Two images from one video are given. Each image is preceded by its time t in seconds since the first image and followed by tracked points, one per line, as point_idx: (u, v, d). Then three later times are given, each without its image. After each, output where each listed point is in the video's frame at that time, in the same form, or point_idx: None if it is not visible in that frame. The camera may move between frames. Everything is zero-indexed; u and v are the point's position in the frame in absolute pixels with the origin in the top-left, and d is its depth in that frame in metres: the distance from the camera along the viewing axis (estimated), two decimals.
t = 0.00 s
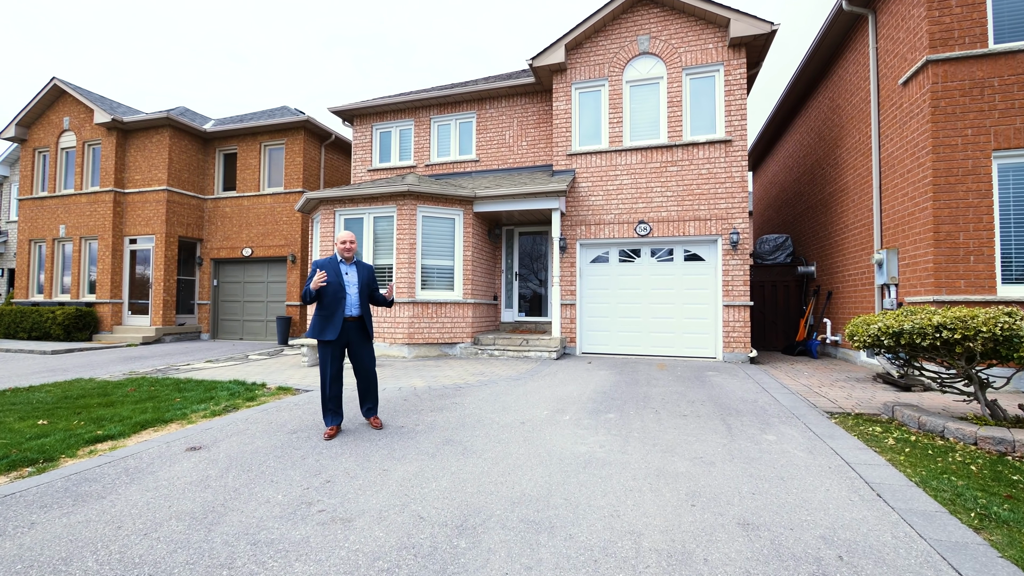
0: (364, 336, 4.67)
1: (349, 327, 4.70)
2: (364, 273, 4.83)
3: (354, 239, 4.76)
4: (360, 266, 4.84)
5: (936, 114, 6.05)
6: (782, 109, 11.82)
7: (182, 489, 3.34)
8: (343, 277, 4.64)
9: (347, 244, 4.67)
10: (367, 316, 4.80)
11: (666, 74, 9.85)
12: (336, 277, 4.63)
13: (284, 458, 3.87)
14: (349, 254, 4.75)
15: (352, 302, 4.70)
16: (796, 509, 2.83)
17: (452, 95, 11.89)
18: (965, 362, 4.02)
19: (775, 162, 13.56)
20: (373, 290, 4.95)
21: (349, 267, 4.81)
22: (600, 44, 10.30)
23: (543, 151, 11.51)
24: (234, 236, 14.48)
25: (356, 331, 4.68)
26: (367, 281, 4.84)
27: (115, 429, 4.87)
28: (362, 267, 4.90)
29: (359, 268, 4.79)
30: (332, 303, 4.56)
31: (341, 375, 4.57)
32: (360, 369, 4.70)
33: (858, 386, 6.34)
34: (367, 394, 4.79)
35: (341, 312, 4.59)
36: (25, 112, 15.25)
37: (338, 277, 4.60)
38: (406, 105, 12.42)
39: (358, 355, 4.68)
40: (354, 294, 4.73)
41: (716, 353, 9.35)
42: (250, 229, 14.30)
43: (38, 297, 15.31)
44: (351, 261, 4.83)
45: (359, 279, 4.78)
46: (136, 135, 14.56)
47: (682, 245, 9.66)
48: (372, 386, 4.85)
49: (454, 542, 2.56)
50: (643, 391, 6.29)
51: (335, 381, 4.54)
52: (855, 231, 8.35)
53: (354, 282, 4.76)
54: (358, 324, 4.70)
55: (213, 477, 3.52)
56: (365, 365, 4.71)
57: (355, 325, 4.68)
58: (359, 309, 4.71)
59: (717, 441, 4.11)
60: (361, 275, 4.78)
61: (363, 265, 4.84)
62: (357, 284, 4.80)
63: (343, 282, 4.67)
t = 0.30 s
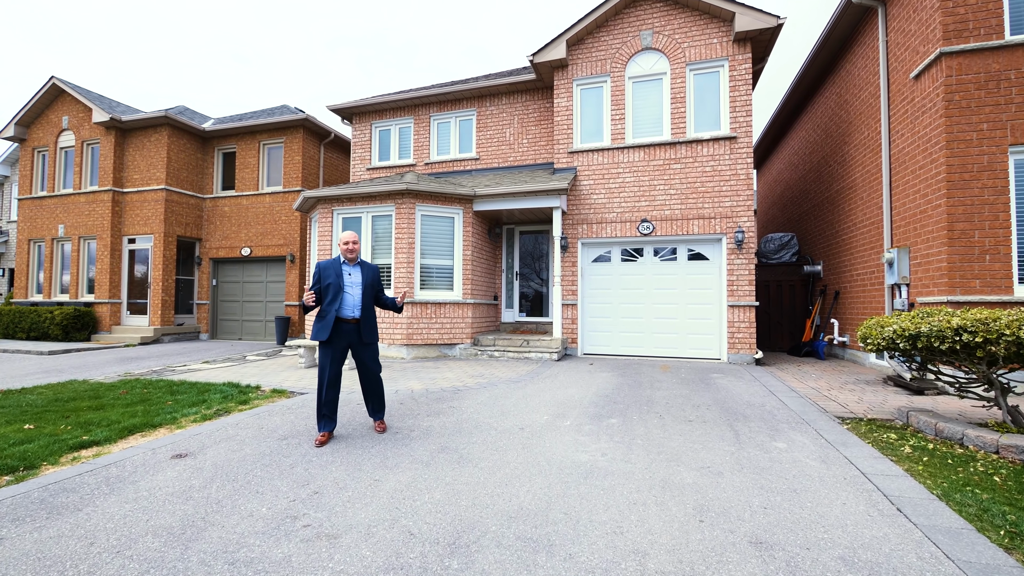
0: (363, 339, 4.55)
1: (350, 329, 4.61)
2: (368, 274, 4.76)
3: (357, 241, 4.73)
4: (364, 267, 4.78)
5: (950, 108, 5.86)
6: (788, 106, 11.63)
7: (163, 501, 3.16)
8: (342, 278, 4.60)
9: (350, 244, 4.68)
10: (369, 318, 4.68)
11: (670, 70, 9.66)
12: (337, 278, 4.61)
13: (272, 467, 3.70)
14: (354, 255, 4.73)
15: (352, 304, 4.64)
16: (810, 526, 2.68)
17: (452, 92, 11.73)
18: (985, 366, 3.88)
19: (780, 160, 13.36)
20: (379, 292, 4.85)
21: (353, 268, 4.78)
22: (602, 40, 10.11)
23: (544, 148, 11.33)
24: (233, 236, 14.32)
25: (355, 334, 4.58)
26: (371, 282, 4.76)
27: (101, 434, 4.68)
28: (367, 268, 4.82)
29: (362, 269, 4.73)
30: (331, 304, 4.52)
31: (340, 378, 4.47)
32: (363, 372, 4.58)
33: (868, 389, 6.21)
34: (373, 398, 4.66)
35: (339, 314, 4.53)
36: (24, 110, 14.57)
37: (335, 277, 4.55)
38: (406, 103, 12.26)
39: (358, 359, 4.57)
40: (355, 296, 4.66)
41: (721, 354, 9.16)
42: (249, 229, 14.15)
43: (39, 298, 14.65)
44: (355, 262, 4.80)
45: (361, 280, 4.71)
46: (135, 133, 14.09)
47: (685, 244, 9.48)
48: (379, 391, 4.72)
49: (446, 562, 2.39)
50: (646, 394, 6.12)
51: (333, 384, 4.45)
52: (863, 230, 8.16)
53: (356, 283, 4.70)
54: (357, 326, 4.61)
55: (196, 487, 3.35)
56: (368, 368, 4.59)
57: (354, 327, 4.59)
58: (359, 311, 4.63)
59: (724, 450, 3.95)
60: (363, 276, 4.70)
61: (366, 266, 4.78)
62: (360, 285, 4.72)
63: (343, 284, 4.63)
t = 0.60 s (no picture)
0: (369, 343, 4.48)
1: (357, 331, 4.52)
2: (378, 277, 4.67)
3: (369, 242, 4.63)
4: (375, 269, 4.69)
5: (966, 101, 5.73)
6: (794, 103, 11.52)
7: (143, 513, 3.00)
8: (352, 281, 4.50)
9: (362, 246, 4.59)
10: (378, 322, 4.60)
11: (674, 65, 9.48)
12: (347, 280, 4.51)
13: (260, 475, 3.54)
14: (365, 257, 4.64)
15: (361, 306, 4.54)
16: (827, 544, 2.53)
17: (452, 89, 11.58)
18: (1007, 371, 3.73)
19: (785, 158, 13.21)
20: (388, 295, 4.76)
21: (363, 270, 4.68)
22: (605, 35, 9.93)
23: (545, 146, 11.16)
24: (232, 235, 14.20)
25: (362, 337, 4.49)
26: (381, 285, 4.67)
27: (88, 439, 4.51)
28: (378, 270, 4.72)
29: (372, 272, 4.64)
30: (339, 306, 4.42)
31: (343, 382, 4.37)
32: (367, 376, 4.51)
33: (880, 393, 6.09)
34: (373, 400, 4.59)
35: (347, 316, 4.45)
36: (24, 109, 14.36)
37: (346, 279, 4.45)
38: (405, 101, 12.12)
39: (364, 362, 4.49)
40: (364, 299, 4.57)
41: (727, 355, 8.98)
42: (248, 228, 14.04)
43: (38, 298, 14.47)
44: (365, 264, 4.70)
45: (371, 283, 4.62)
46: (134, 132, 13.94)
47: (689, 243, 9.30)
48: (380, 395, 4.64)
49: None
50: (650, 398, 5.96)
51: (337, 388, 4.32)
52: (873, 228, 8.06)
53: (366, 286, 4.61)
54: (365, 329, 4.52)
55: (180, 498, 3.19)
56: (372, 372, 4.52)
57: (361, 330, 4.50)
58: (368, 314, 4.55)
59: (733, 459, 3.80)
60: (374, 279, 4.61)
61: (377, 269, 4.69)
62: (369, 287, 4.63)
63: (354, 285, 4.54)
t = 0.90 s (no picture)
0: (370, 345, 4.35)
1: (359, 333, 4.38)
2: (383, 278, 4.51)
3: (374, 242, 4.47)
4: (380, 270, 4.54)
5: (982, 95, 5.66)
6: (799, 101, 11.50)
7: (122, 524, 2.85)
8: (355, 281, 4.37)
9: (367, 246, 4.44)
10: (380, 324, 4.45)
11: (678, 61, 9.31)
12: (350, 280, 4.37)
13: (247, 483, 3.39)
14: (370, 257, 4.49)
15: (364, 307, 4.40)
16: (844, 561, 2.37)
17: (453, 87, 11.43)
18: None
19: (791, 156, 13.10)
20: (393, 296, 4.60)
21: (368, 270, 4.53)
22: (608, 30, 9.76)
23: (547, 144, 11.01)
24: (232, 235, 14.10)
25: (364, 339, 4.36)
26: (386, 286, 4.51)
27: (74, 443, 4.36)
28: (383, 270, 4.55)
29: (377, 272, 4.48)
30: (341, 307, 4.29)
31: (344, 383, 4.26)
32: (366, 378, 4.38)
33: (892, 397, 5.96)
34: (369, 404, 4.39)
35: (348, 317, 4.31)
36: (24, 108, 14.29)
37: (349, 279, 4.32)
38: (406, 98, 11.98)
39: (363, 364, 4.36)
40: (367, 300, 4.43)
41: (732, 356, 8.81)
42: (248, 227, 13.94)
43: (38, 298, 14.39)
44: (370, 264, 4.55)
45: (375, 284, 4.46)
46: (134, 131, 13.84)
47: (694, 242, 9.12)
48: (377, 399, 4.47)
49: None
50: (654, 401, 5.81)
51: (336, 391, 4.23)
52: (884, 226, 8.08)
53: (370, 287, 4.46)
54: (367, 330, 4.38)
55: (161, 508, 3.04)
56: (371, 375, 4.38)
57: (364, 331, 4.37)
58: (370, 315, 4.40)
59: (741, 467, 3.64)
60: (378, 280, 4.46)
61: (383, 270, 4.53)
62: (373, 287, 4.48)
63: (357, 285, 4.40)
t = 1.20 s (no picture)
0: (363, 346, 4.23)
1: (353, 333, 4.25)
2: (379, 277, 4.37)
3: (372, 239, 4.31)
4: (377, 268, 4.40)
5: (999, 88, 5.46)
6: (807, 97, 11.32)
7: (96, 538, 2.70)
8: (350, 279, 4.24)
9: (364, 244, 4.28)
10: (374, 324, 4.29)
11: (683, 56, 9.12)
12: (346, 279, 4.26)
13: (232, 493, 3.23)
14: (367, 255, 4.33)
15: (358, 307, 4.26)
16: None
17: (455, 84, 11.28)
18: None
19: (798, 154, 12.90)
20: (390, 295, 4.43)
21: (364, 268, 4.40)
22: (611, 25, 9.58)
23: (549, 141, 10.84)
24: (232, 234, 14.01)
25: (357, 339, 4.22)
26: (381, 285, 4.36)
27: (59, 448, 4.22)
28: (380, 269, 4.39)
29: (373, 271, 4.35)
30: (336, 305, 4.19)
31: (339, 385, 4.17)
32: (357, 380, 4.22)
33: (905, 401, 5.77)
34: (362, 409, 4.25)
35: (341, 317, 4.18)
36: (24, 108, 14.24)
37: (343, 277, 4.20)
38: (406, 96, 11.84)
39: (357, 365, 4.24)
40: (362, 298, 4.29)
41: (739, 358, 8.62)
42: (248, 227, 13.84)
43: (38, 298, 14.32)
44: (367, 262, 4.42)
45: (370, 283, 4.33)
46: (133, 130, 13.76)
47: (699, 241, 8.93)
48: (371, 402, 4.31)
49: None
50: (658, 404, 5.64)
51: (331, 391, 4.18)
52: (895, 224, 7.90)
53: (365, 285, 4.33)
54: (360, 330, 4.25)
55: (139, 521, 2.89)
56: (363, 377, 4.23)
57: (357, 331, 4.24)
58: (363, 315, 4.25)
59: (750, 477, 3.47)
60: (374, 278, 4.33)
61: (380, 268, 4.39)
62: (368, 286, 4.33)
63: (351, 284, 4.27)
